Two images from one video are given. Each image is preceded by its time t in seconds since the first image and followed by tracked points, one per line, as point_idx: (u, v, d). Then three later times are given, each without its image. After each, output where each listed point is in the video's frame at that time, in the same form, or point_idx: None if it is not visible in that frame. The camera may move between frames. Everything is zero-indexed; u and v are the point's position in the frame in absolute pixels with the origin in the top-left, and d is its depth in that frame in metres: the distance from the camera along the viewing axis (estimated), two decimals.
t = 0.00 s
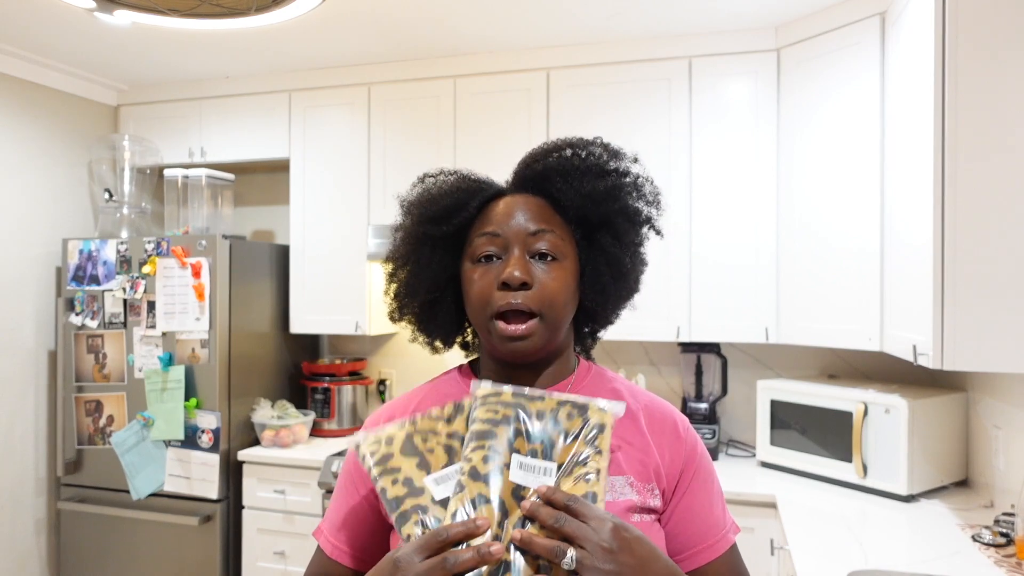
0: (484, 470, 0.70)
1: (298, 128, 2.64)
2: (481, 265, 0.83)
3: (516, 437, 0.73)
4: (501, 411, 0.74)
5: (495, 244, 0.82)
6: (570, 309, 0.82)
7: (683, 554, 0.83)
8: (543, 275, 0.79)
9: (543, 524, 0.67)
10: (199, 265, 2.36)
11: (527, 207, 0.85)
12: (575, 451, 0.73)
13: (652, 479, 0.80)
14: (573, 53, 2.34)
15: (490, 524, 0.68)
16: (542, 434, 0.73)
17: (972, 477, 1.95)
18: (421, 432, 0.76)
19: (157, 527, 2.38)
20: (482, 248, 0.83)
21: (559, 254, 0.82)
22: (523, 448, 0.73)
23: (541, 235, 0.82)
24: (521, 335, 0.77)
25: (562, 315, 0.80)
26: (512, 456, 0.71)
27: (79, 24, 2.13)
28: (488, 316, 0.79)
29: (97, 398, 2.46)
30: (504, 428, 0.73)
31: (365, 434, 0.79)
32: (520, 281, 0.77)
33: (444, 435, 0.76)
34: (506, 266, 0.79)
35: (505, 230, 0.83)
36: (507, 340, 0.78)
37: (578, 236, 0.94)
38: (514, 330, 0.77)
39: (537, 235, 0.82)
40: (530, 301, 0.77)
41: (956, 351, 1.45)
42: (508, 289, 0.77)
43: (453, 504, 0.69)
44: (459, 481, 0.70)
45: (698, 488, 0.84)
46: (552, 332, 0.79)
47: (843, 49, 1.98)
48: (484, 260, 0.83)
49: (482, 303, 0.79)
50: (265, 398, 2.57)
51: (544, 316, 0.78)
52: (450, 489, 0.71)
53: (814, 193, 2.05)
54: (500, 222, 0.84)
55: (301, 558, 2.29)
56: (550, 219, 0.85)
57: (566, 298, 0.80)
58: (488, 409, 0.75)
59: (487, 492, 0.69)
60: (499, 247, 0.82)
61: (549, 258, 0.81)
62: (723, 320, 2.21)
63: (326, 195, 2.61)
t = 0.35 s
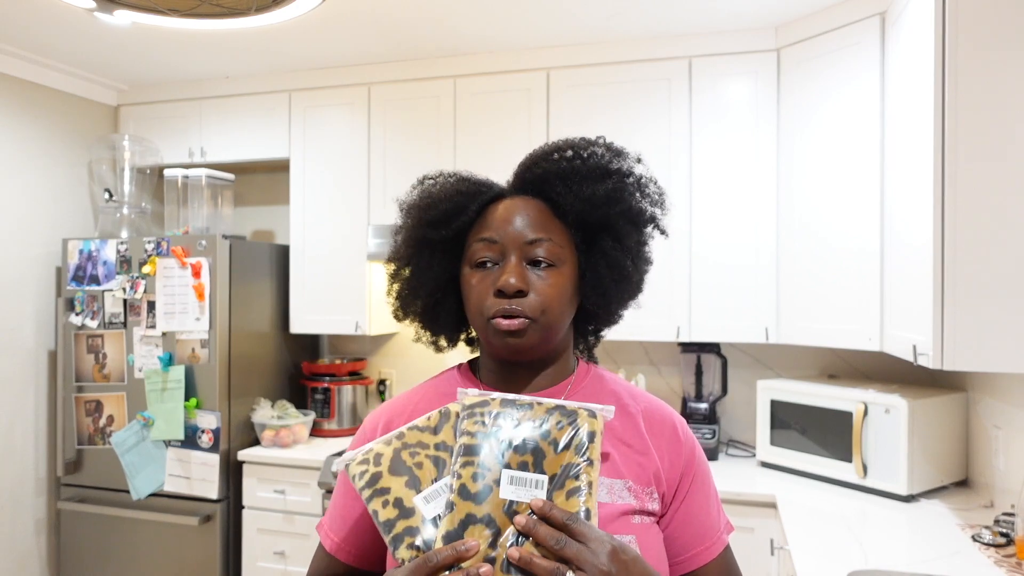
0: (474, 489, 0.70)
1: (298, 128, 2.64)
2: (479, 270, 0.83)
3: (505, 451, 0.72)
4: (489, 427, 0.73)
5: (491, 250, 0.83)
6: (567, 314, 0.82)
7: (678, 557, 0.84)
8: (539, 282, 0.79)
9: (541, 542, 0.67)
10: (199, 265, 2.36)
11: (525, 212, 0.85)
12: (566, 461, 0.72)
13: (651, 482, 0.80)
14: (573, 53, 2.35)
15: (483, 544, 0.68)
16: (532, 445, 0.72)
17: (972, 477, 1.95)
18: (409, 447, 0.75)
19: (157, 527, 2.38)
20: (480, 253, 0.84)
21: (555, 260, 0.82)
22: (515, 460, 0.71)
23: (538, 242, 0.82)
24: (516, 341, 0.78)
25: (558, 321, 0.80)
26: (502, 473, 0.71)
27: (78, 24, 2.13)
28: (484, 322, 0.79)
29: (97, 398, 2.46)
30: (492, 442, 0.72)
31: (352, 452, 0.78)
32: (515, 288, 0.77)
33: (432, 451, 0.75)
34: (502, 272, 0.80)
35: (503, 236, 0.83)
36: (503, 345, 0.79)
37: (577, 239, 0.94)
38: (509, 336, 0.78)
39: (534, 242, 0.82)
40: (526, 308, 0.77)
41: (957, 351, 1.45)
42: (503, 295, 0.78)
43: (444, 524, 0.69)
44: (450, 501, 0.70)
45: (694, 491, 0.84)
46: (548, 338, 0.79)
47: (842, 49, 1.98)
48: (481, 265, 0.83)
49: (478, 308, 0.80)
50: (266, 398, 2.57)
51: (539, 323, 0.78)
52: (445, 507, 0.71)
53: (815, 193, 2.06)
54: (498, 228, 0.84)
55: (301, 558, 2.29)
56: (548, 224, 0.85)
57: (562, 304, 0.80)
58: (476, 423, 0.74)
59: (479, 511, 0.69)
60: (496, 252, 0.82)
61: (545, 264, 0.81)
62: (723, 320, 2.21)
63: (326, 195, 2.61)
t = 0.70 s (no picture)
0: (460, 537, 0.65)
1: (298, 128, 2.64)
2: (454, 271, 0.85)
3: (486, 490, 0.66)
4: (467, 464, 0.67)
5: (464, 250, 0.84)
6: (541, 310, 0.81)
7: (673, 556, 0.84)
8: (507, 279, 0.79)
9: None
10: (199, 265, 2.36)
11: (496, 212, 0.86)
12: (552, 490, 0.68)
13: (645, 483, 0.80)
14: (573, 53, 2.35)
15: None
16: (512, 477, 0.67)
17: (972, 477, 1.95)
18: (379, 487, 0.69)
19: (157, 528, 2.38)
20: (456, 254, 0.85)
21: (526, 257, 0.82)
22: (498, 498, 0.67)
23: (507, 239, 0.82)
24: (488, 338, 0.79)
25: (530, 318, 0.80)
26: (487, 514, 0.66)
27: (79, 24, 2.13)
28: (459, 321, 0.81)
29: (97, 398, 2.46)
30: (471, 483, 0.66)
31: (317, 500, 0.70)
32: (482, 286, 0.78)
33: (405, 490, 0.68)
34: (472, 271, 0.81)
35: (473, 236, 0.84)
36: (477, 343, 0.79)
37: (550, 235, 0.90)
38: (481, 335, 0.78)
39: (503, 240, 0.83)
40: (494, 306, 0.78)
41: (956, 351, 1.45)
42: (472, 294, 0.79)
43: None
44: (435, 551, 0.65)
45: (689, 492, 0.84)
46: (520, 334, 0.80)
47: (843, 49, 1.98)
48: (457, 266, 0.85)
49: (453, 308, 0.81)
50: (265, 398, 2.57)
51: (510, 320, 0.78)
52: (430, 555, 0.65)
53: (814, 193, 2.05)
54: (470, 228, 0.85)
55: (301, 558, 2.29)
56: (518, 222, 0.85)
57: (533, 301, 0.80)
58: (452, 461, 0.67)
59: (468, 559, 0.65)
60: (468, 252, 0.84)
61: (515, 262, 0.82)
62: (723, 320, 2.21)
63: (326, 195, 2.61)
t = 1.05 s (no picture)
0: (393, 519, 0.65)
1: (298, 128, 2.64)
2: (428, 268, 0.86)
3: (411, 468, 0.67)
4: (385, 447, 0.67)
5: (434, 246, 0.85)
6: (507, 302, 0.81)
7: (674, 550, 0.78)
8: (471, 272, 0.79)
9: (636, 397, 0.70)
10: (199, 265, 2.36)
11: (464, 208, 0.86)
12: (474, 453, 0.68)
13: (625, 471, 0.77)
14: (573, 53, 2.34)
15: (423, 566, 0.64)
16: (432, 450, 0.68)
17: (972, 477, 1.95)
18: (308, 493, 0.68)
19: (157, 528, 2.38)
20: (429, 251, 0.86)
21: (492, 251, 0.82)
22: (422, 473, 0.67)
23: (473, 234, 0.83)
24: (454, 330, 0.79)
25: (494, 310, 0.79)
26: (414, 490, 0.66)
27: (79, 24, 2.13)
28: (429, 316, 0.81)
29: (97, 398, 2.46)
30: (394, 464, 0.67)
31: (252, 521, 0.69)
32: (446, 280, 0.79)
33: (334, 489, 0.68)
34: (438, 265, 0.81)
35: (442, 232, 0.85)
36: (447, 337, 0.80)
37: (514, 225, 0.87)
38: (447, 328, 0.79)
39: (469, 235, 0.83)
40: (457, 299, 0.78)
41: (956, 351, 1.45)
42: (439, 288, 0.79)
43: (378, 564, 0.64)
44: (374, 538, 0.65)
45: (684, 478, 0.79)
46: (486, 327, 0.79)
47: (842, 49, 1.98)
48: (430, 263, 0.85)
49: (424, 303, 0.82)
50: (265, 398, 2.57)
51: (473, 312, 0.78)
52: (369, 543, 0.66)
53: (814, 193, 2.05)
54: (440, 225, 0.86)
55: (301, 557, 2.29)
56: (485, 217, 0.85)
57: (497, 294, 0.80)
58: (372, 447, 0.67)
59: (407, 537, 0.65)
60: (438, 248, 0.84)
61: (481, 255, 0.82)
62: (724, 320, 2.21)
63: (326, 195, 2.61)
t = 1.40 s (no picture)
0: (351, 519, 0.67)
1: (298, 128, 2.64)
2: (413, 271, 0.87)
3: (365, 469, 0.68)
4: (339, 451, 0.68)
5: (419, 250, 0.86)
6: (487, 303, 0.81)
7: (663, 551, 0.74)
8: (450, 274, 0.80)
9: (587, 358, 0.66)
10: (199, 265, 2.36)
11: (446, 211, 0.87)
12: (426, 453, 0.69)
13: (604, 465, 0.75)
14: (573, 53, 2.34)
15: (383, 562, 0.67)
16: (385, 451, 0.69)
17: (972, 477, 1.95)
18: (271, 498, 0.70)
19: (157, 527, 2.38)
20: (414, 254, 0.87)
21: (472, 252, 0.82)
22: (378, 474, 0.68)
23: (453, 236, 0.83)
24: (435, 331, 0.80)
25: (475, 310, 0.80)
26: (370, 491, 0.68)
27: (79, 24, 2.13)
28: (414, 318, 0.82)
29: (97, 398, 2.45)
30: (350, 467, 0.68)
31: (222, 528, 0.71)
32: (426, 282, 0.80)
33: (296, 494, 0.70)
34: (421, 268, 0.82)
35: (425, 236, 0.85)
36: (429, 338, 0.81)
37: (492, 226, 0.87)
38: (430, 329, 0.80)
39: (449, 237, 0.83)
40: (437, 300, 0.79)
41: (956, 351, 1.45)
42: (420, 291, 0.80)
43: (340, 563, 0.67)
44: (335, 538, 0.67)
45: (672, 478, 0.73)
46: (466, 327, 0.80)
47: (842, 49, 1.98)
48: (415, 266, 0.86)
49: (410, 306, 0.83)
50: (265, 398, 2.57)
51: (454, 313, 0.79)
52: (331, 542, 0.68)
53: (814, 193, 2.05)
54: (424, 229, 0.87)
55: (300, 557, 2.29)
56: (465, 220, 0.85)
57: (477, 294, 0.80)
58: (327, 451, 0.68)
59: (365, 536, 0.67)
60: (422, 251, 0.85)
61: (461, 258, 0.82)
62: (724, 320, 2.21)
63: (326, 195, 2.61)
